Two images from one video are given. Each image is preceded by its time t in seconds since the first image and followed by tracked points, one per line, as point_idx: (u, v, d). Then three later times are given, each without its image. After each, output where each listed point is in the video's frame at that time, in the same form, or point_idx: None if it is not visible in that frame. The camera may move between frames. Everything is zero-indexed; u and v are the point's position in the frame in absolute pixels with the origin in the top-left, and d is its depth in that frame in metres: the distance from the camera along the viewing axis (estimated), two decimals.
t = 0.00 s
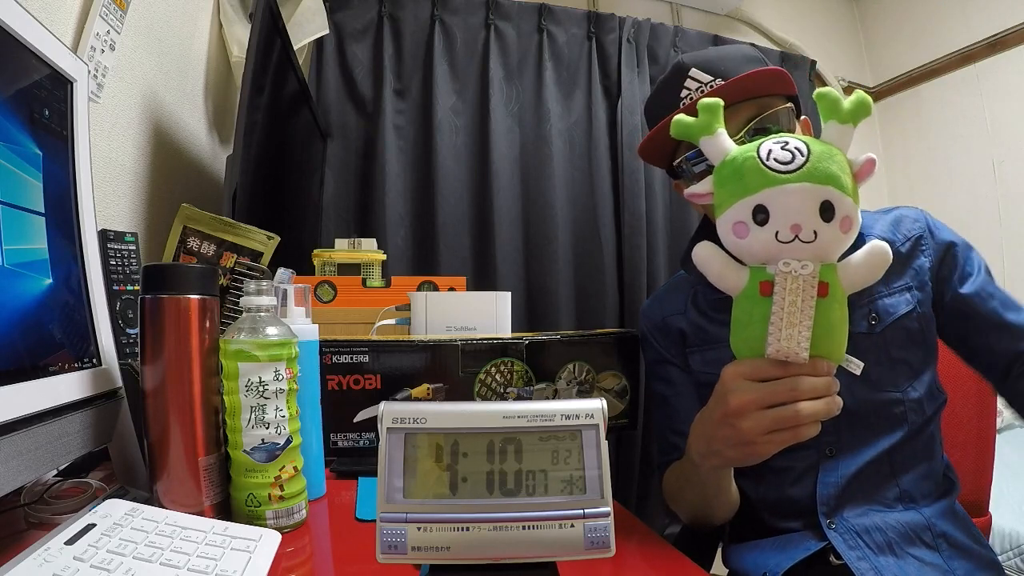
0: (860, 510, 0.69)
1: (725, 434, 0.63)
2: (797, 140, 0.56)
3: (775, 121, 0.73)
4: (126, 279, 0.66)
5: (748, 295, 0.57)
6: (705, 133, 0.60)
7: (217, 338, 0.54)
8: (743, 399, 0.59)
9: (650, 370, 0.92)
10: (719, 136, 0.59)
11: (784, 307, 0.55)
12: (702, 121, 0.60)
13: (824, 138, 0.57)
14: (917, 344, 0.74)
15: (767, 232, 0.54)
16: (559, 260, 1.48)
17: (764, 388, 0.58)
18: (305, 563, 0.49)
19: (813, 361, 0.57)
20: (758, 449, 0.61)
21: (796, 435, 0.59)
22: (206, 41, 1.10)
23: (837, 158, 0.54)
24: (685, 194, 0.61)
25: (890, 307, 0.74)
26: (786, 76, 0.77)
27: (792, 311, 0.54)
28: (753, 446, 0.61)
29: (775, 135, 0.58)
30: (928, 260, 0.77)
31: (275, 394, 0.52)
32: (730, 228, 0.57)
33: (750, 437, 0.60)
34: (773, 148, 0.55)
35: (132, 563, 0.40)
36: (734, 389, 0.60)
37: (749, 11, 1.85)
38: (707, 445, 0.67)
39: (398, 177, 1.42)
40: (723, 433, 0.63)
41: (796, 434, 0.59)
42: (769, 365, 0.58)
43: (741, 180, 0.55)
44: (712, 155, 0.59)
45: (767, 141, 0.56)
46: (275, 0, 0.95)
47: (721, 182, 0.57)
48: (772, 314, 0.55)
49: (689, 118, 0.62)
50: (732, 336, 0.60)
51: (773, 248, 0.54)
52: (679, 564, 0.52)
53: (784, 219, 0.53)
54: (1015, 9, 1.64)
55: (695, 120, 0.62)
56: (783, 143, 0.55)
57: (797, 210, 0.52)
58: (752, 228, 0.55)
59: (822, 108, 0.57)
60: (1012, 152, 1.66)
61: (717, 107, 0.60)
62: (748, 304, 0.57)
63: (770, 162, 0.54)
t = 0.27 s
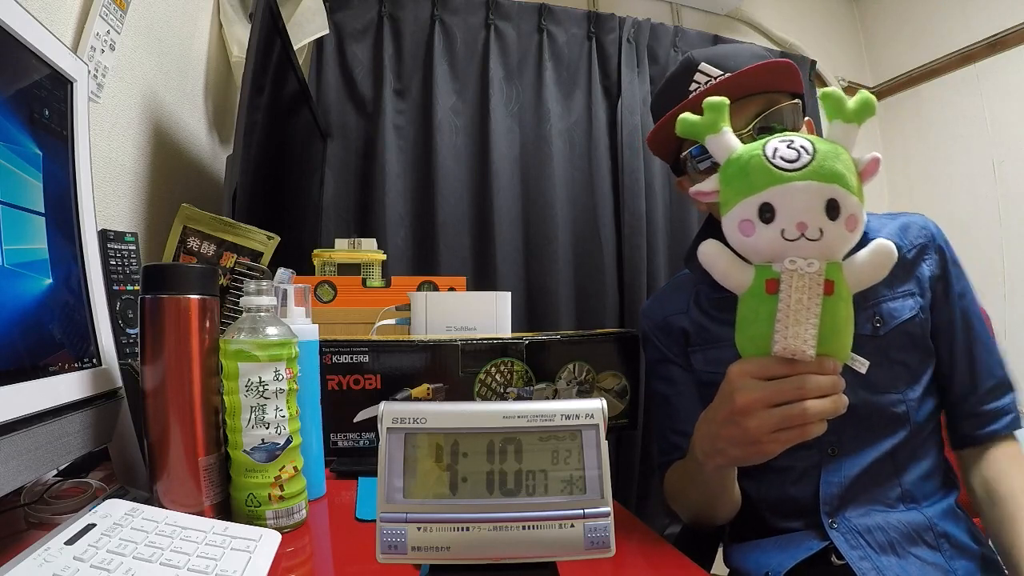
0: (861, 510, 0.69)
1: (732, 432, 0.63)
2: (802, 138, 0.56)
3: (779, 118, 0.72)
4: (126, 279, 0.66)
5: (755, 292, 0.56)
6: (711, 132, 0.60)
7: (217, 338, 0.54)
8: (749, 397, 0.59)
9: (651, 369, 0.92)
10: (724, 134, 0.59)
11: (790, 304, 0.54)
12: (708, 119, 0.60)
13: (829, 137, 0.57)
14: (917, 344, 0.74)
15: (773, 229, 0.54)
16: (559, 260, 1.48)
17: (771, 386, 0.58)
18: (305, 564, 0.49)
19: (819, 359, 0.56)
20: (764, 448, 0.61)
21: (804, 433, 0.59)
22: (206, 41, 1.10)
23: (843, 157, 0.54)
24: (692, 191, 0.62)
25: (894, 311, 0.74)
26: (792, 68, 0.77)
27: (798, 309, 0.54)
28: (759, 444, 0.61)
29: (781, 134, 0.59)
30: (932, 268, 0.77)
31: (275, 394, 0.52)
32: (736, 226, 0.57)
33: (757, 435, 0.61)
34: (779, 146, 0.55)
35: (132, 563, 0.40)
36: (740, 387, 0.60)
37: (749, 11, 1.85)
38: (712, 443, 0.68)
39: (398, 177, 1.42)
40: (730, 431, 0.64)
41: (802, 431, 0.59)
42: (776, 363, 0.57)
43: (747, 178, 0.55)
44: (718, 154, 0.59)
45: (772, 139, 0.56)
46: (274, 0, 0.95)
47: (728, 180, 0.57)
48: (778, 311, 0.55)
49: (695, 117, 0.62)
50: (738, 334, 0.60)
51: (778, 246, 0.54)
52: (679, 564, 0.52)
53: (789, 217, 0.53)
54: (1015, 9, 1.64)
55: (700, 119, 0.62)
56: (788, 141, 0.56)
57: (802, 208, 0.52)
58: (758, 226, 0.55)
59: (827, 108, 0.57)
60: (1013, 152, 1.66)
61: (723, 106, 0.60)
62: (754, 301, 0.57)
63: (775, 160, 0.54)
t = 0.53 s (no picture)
0: (862, 508, 0.69)
1: (742, 430, 0.63)
2: (823, 143, 0.56)
3: (783, 119, 0.73)
4: (126, 279, 0.66)
5: (769, 291, 0.56)
6: (732, 131, 0.60)
7: (217, 338, 0.54)
8: (761, 396, 0.59)
9: (651, 369, 0.92)
10: (745, 135, 0.59)
11: (805, 303, 0.54)
12: (730, 119, 0.59)
13: (847, 143, 0.57)
14: (918, 343, 0.75)
15: (791, 230, 0.54)
16: (559, 260, 1.48)
17: (784, 384, 0.58)
18: (305, 563, 0.49)
19: (831, 359, 0.56)
20: (774, 446, 0.61)
21: (815, 432, 0.59)
22: (206, 41, 1.10)
23: (861, 162, 0.54)
24: (710, 189, 0.61)
25: (895, 308, 0.74)
26: (797, 69, 0.77)
27: (813, 308, 0.54)
28: (769, 443, 0.61)
29: (801, 138, 0.59)
30: (932, 267, 0.77)
31: (275, 394, 0.52)
32: (755, 226, 0.56)
33: (768, 434, 0.60)
34: (800, 149, 0.55)
35: (132, 563, 0.40)
36: (751, 386, 0.60)
37: (749, 11, 1.85)
38: (721, 442, 0.67)
39: (398, 177, 1.42)
40: (741, 430, 0.63)
41: (813, 431, 0.59)
42: (789, 362, 0.57)
43: (767, 178, 0.55)
44: (738, 153, 0.59)
45: (794, 142, 0.57)
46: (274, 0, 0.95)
47: (747, 180, 0.57)
48: (793, 310, 0.55)
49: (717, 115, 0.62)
50: (751, 333, 0.60)
51: (796, 246, 0.54)
52: (679, 563, 0.52)
53: (809, 218, 0.53)
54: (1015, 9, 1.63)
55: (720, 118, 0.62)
56: (809, 145, 0.56)
57: (821, 209, 0.52)
58: (777, 225, 0.55)
59: (845, 114, 0.57)
60: (1013, 152, 1.65)
61: (745, 106, 0.59)
62: (768, 300, 0.57)
63: (797, 161, 0.54)
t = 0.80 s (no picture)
0: (862, 509, 0.69)
1: (738, 435, 0.63)
2: (813, 142, 0.56)
3: (781, 118, 0.73)
4: (126, 279, 0.66)
5: (762, 296, 0.57)
6: (721, 133, 0.60)
7: (217, 338, 0.54)
8: (756, 400, 0.59)
9: (651, 369, 0.92)
10: (734, 136, 0.59)
11: (798, 308, 0.54)
12: (719, 121, 0.60)
13: (839, 142, 0.57)
14: (918, 344, 0.74)
15: (783, 233, 0.54)
16: (559, 260, 1.48)
17: (778, 390, 0.58)
18: (306, 563, 0.49)
19: (826, 362, 0.57)
20: (769, 451, 0.61)
21: (810, 437, 0.59)
22: (206, 41, 1.10)
23: (853, 162, 0.54)
24: (701, 194, 0.62)
25: (894, 308, 0.74)
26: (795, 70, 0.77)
27: (806, 313, 0.54)
28: (763, 448, 0.61)
29: (793, 138, 0.59)
30: (932, 267, 0.77)
31: (275, 394, 0.52)
32: (746, 228, 0.57)
33: (762, 438, 0.61)
34: (790, 149, 0.55)
35: (132, 563, 0.40)
36: (746, 390, 0.60)
37: (749, 11, 1.85)
38: (716, 445, 0.67)
39: (398, 177, 1.42)
40: (736, 434, 0.64)
41: (808, 435, 0.59)
42: (782, 367, 0.58)
43: (757, 181, 0.55)
44: (727, 156, 0.59)
45: (784, 142, 0.56)
46: None
47: (737, 182, 0.57)
48: (786, 315, 0.55)
49: (706, 117, 0.62)
50: (745, 337, 0.60)
51: (787, 249, 0.54)
52: (679, 564, 0.52)
53: (800, 220, 0.53)
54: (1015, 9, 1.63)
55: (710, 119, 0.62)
56: (799, 145, 0.56)
57: (812, 211, 0.52)
58: (768, 228, 0.55)
59: (837, 112, 0.57)
60: (1013, 152, 1.65)
61: (734, 107, 0.59)
62: (762, 304, 0.57)
63: (786, 163, 0.54)
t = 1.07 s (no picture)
0: (862, 509, 0.69)
1: (737, 435, 0.63)
2: (812, 142, 0.56)
3: (779, 119, 0.73)
4: (126, 279, 0.66)
5: (760, 296, 0.57)
6: (718, 133, 0.60)
7: (216, 338, 0.54)
8: (754, 401, 0.59)
9: (651, 369, 0.92)
10: (731, 136, 0.59)
11: (797, 308, 0.54)
12: (716, 122, 0.59)
13: (835, 142, 0.57)
14: (917, 344, 0.74)
15: (781, 233, 0.54)
16: (559, 260, 1.48)
17: (777, 390, 0.58)
18: (306, 563, 0.49)
19: (825, 362, 0.57)
20: (768, 451, 0.61)
21: (809, 436, 0.59)
22: (206, 41, 1.10)
23: (850, 161, 0.54)
24: (699, 195, 0.61)
25: (894, 309, 0.74)
26: (794, 74, 0.78)
27: (805, 313, 0.54)
28: (762, 448, 0.61)
29: (789, 138, 0.59)
30: (931, 267, 0.77)
31: (275, 394, 0.52)
32: (744, 229, 0.56)
33: (761, 439, 0.61)
34: (788, 149, 0.55)
35: (132, 563, 0.40)
36: (745, 390, 0.60)
37: (749, 11, 1.85)
38: (715, 446, 0.67)
39: (398, 177, 1.42)
40: (735, 434, 0.64)
41: (808, 435, 0.59)
42: (780, 367, 0.58)
43: (755, 181, 0.55)
44: (725, 156, 0.59)
45: (781, 142, 0.56)
46: None
47: (735, 183, 0.57)
48: (784, 315, 0.55)
49: (703, 117, 0.62)
50: (743, 337, 0.60)
51: (786, 249, 0.54)
52: (679, 564, 0.52)
53: (798, 221, 0.53)
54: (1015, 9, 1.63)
55: (707, 120, 0.62)
56: (797, 145, 0.56)
57: (811, 211, 0.52)
58: (766, 229, 0.55)
59: (835, 112, 0.57)
60: (1013, 152, 1.65)
61: (731, 107, 0.59)
62: (760, 304, 0.57)
63: (784, 163, 0.54)
